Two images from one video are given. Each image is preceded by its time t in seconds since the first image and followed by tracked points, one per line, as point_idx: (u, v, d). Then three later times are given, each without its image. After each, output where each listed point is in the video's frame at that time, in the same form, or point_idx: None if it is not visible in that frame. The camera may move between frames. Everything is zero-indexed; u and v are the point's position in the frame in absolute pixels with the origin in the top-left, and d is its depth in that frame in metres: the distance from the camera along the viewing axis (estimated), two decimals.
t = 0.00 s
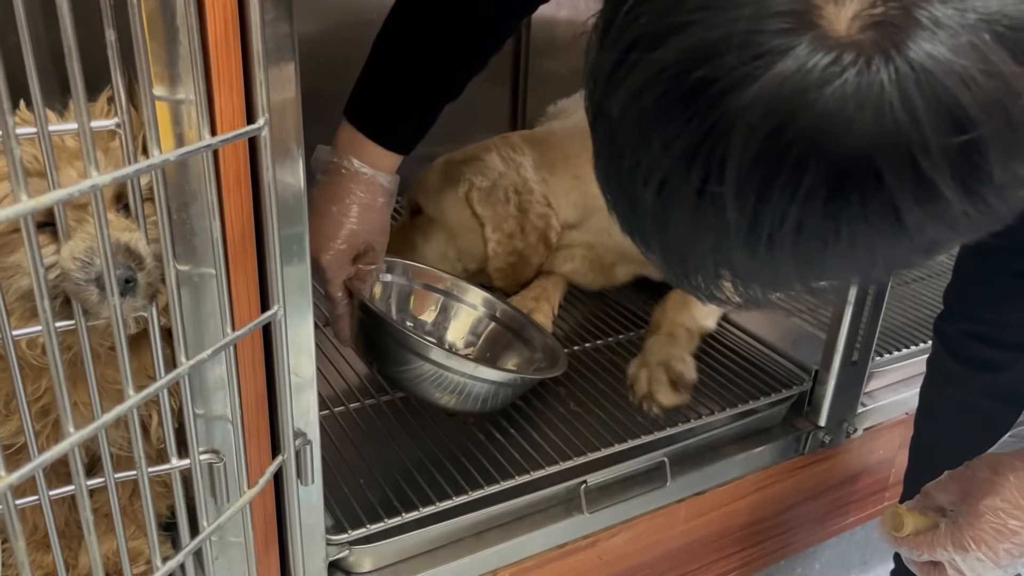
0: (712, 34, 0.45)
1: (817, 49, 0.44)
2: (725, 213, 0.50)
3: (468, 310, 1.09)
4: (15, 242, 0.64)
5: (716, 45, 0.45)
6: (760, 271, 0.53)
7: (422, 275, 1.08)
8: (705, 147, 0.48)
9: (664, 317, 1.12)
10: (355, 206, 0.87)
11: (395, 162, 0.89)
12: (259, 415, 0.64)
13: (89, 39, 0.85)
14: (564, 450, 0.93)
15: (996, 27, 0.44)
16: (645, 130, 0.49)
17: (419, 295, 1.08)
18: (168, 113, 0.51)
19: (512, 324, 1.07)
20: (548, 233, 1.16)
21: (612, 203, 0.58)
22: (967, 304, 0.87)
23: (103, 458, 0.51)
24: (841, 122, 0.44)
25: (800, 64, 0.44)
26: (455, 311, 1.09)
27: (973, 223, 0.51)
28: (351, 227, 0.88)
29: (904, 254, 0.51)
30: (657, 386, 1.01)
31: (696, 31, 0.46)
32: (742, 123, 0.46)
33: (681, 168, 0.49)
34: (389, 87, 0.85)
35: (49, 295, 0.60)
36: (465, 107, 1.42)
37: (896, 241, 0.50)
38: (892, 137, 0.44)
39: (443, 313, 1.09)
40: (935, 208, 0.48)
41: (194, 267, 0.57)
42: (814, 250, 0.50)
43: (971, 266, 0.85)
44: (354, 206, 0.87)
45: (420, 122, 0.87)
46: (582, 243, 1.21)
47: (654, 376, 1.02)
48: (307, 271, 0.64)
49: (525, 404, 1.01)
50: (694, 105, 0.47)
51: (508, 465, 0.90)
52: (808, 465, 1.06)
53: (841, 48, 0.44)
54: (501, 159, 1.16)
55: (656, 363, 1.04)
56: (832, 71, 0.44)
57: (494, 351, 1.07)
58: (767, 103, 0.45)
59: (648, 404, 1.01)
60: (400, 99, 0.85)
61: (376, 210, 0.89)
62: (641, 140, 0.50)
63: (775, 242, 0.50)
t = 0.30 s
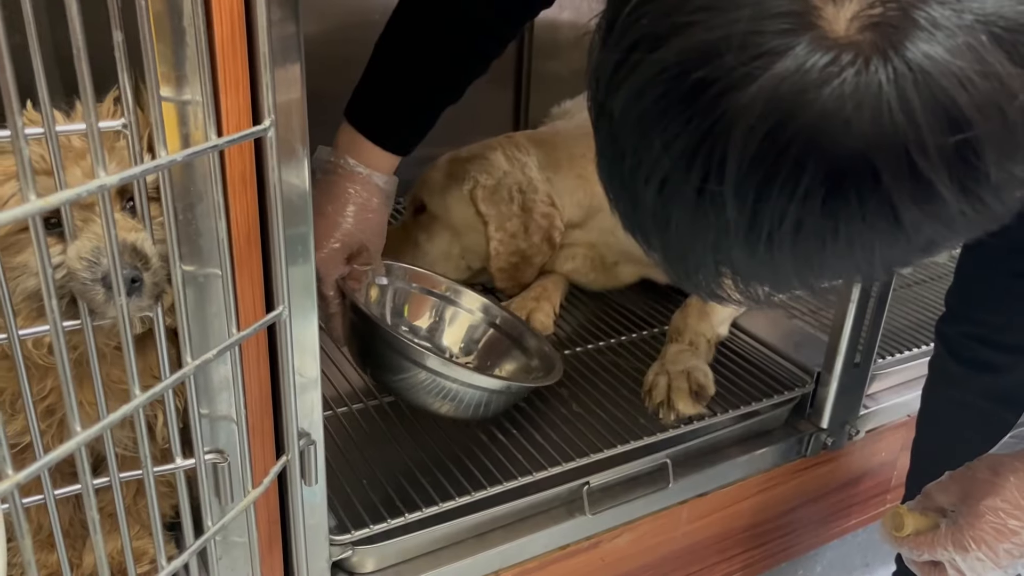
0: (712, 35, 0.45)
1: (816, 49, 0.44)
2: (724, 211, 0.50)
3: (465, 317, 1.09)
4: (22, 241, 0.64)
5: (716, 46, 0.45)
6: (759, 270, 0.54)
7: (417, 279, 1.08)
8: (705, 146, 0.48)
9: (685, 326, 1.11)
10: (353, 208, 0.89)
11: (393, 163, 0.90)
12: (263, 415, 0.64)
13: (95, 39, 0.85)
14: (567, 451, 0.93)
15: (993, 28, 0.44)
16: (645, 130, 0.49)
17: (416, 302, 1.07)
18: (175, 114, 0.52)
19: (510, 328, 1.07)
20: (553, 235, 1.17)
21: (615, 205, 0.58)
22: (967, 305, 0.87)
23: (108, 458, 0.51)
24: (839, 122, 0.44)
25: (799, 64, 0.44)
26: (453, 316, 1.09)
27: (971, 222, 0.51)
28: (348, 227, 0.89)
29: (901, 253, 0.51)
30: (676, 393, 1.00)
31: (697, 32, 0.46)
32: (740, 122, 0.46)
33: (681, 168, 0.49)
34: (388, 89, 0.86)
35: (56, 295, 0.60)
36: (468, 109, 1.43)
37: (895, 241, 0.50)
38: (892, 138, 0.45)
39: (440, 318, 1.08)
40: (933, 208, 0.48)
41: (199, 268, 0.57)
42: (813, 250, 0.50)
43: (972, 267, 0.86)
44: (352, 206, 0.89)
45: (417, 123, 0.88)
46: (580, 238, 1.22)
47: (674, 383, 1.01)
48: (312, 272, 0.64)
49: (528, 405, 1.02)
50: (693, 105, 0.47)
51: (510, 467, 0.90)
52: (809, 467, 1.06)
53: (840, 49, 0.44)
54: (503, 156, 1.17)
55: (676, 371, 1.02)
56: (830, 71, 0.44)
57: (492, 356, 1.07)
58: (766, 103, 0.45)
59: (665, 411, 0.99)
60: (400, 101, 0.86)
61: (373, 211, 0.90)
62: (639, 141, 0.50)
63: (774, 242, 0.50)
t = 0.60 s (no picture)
0: (714, 35, 0.46)
1: (818, 51, 0.44)
2: (726, 210, 0.50)
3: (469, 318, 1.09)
4: (28, 241, 0.65)
5: (719, 46, 0.46)
6: (761, 269, 0.54)
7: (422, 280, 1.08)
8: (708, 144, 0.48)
9: (648, 312, 1.14)
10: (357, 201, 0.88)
11: (397, 157, 0.90)
12: (267, 415, 0.64)
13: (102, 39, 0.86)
14: (568, 453, 0.93)
15: (993, 29, 0.45)
16: (649, 130, 0.50)
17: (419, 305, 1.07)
18: (180, 115, 0.52)
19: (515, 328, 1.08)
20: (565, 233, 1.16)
21: (619, 206, 0.59)
22: (969, 307, 0.87)
23: (113, 457, 0.52)
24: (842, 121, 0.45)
25: (801, 64, 0.44)
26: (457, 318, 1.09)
27: (971, 221, 0.51)
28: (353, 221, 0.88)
29: (901, 252, 0.52)
30: (654, 372, 1.04)
31: (700, 32, 0.46)
32: (743, 121, 0.46)
33: (683, 168, 0.49)
34: (394, 86, 0.86)
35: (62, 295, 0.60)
36: (471, 111, 1.43)
37: (896, 240, 0.50)
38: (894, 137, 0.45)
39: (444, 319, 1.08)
40: (934, 208, 0.48)
41: (204, 268, 0.57)
42: (813, 250, 0.51)
43: (974, 270, 0.86)
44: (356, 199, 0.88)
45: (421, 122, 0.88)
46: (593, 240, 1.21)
47: (650, 365, 1.05)
48: (316, 273, 0.64)
49: (530, 407, 1.02)
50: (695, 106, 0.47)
51: (512, 468, 0.90)
52: (810, 469, 1.06)
53: (842, 49, 0.44)
54: (510, 159, 1.16)
55: (649, 355, 1.07)
56: (833, 71, 0.44)
57: (498, 356, 1.07)
58: (768, 101, 0.45)
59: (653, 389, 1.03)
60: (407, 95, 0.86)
61: (378, 205, 0.89)
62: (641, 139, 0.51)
63: (775, 240, 0.51)
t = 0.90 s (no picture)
0: (726, 22, 0.45)
1: (833, 36, 0.44)
2: (736, 203, 0.49)
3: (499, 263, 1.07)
4: (33, 242, 0.65)
5: (732, 33, 0.45)
6: (771, 264, 0.52)
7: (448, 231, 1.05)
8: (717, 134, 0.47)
9: (669, 319, 1.15)
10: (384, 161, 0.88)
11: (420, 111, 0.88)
12: (269, 416, 0.65)
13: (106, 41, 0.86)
14: (569, 454, 0.93)
15: (1011, 16, 0.45)
16: (655, 120, 0.49)
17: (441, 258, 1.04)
18: (185, 116, 0.52)
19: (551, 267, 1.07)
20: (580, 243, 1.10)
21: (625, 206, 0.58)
22: (972, 310, 0.87)
23: (115, 457, 0.52)
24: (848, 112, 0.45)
25: (815, 50, 0.44)
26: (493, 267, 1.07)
27: (985, 213, 0.51)
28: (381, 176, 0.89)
29: (916, 246, 0.51)
30: (659, 380, 1.04)
31: (710, 18, 0.46)
32: (751, 114, 0.45)
33: (692, 157, 0.48)
34: (420, 57, 0.86)
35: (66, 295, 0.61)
36: (474, 113, 1.44)
37: (905, 231, 0.49)
38: (908, 132, 0.45)
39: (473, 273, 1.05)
40: (947, 202, 0.48)
41: (207, 269, 0.57)
42: (824, 244, 0.49)
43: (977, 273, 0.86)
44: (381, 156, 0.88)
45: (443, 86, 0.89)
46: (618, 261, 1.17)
47: (657, 372, 1.05)
48: (319, 274, 0.64)
49: (530, 408, 1.02)
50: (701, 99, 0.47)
51: (513, 469, 0.90)
52: (811, 471, 1.07)
53: (858, 36, 0.44)
54: (540, 187, 1.19)
55: (659, 362, 1.06)
56: (847, 58, 0.44)
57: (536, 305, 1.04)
58: (780, 89, 0.44)
59: (650, 398, 1.03)
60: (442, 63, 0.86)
61: (406, 166, 0.90)
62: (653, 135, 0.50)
63: (787, 232, 0.49)
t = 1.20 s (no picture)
0: (760, 35, 0.45)
1: (873, 47, 0.44)
2: (775, 223, 0.49)
3: (440, 139, 1.12)
4: (32, 241, 0.65)
5: (769, 46, 0.45)
6: (809, 284, 0.52)
7: (435, 98, 1.11)
8: (757, 160, 0.47)
9: (667, 319, 1.13)
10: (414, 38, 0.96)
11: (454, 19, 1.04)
12: (268, 416, 0.65)
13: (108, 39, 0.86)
14: (568, 456, 0.93)
15: None
16: (686, 140, 0.49)
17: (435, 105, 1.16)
18: (184, 116, 0.52)
19: (507, 148, 1.08)
20: (585, 240, 1.09)
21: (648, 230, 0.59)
22: (972, 313, 0.87)
23: (113, 457, 0.51)
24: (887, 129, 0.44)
25: (855, 63, 0.44)
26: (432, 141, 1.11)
27: None
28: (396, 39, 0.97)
29: (962, 262, 0.50)
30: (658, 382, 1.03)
31: (744, 32, 0.45)
32: (790, 138, 0.45)
33: (728, 177, 0.48)
34: None
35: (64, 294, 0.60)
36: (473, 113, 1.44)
37: (952, 249, 0.49)
38: (950, 141, 0.44)
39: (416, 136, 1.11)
40: (996, 215, 0.47)
41: (206, 269, 0.57)
42: (864, 266, 0.49)
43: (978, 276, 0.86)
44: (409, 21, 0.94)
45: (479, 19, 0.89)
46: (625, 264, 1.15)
47: (655, 373, 1.04)
48: (318, 275, 0.64)
49: (530, 409, 1.02)
50: (733, 123, 0.46)
51: (512, 470, 0.90)
52: (811, 473, 1.06)
53: (898, 46, 0.44)
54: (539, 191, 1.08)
55: (658, 363, 1.05)
56: (889, 69, 0.44)
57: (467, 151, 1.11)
58: (822, 103, 0.44)
59: (648, 400, 1.03)
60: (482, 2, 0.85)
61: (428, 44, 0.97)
62: (685, 162, 0.50)
63: (828, 254, 0.49)
